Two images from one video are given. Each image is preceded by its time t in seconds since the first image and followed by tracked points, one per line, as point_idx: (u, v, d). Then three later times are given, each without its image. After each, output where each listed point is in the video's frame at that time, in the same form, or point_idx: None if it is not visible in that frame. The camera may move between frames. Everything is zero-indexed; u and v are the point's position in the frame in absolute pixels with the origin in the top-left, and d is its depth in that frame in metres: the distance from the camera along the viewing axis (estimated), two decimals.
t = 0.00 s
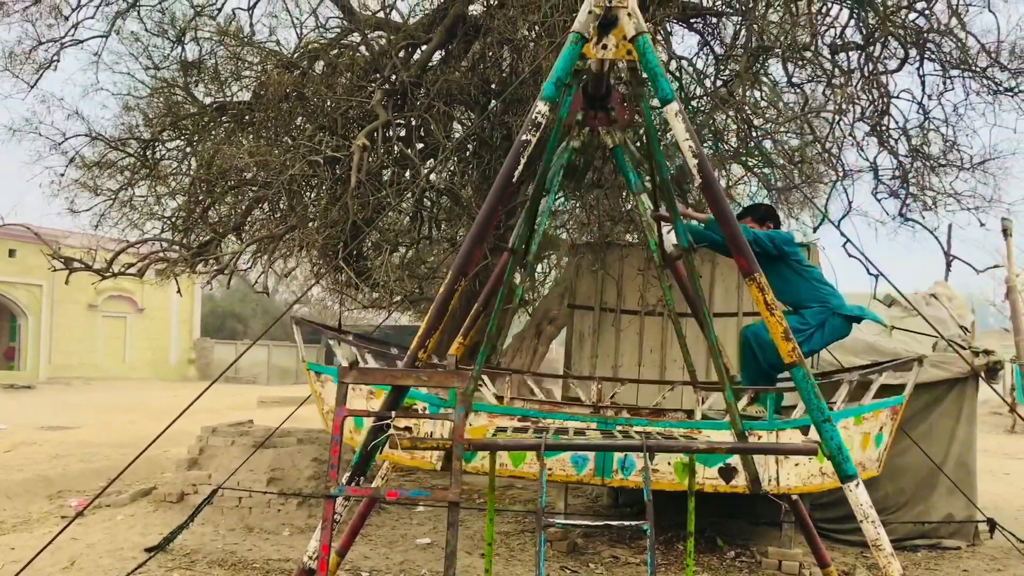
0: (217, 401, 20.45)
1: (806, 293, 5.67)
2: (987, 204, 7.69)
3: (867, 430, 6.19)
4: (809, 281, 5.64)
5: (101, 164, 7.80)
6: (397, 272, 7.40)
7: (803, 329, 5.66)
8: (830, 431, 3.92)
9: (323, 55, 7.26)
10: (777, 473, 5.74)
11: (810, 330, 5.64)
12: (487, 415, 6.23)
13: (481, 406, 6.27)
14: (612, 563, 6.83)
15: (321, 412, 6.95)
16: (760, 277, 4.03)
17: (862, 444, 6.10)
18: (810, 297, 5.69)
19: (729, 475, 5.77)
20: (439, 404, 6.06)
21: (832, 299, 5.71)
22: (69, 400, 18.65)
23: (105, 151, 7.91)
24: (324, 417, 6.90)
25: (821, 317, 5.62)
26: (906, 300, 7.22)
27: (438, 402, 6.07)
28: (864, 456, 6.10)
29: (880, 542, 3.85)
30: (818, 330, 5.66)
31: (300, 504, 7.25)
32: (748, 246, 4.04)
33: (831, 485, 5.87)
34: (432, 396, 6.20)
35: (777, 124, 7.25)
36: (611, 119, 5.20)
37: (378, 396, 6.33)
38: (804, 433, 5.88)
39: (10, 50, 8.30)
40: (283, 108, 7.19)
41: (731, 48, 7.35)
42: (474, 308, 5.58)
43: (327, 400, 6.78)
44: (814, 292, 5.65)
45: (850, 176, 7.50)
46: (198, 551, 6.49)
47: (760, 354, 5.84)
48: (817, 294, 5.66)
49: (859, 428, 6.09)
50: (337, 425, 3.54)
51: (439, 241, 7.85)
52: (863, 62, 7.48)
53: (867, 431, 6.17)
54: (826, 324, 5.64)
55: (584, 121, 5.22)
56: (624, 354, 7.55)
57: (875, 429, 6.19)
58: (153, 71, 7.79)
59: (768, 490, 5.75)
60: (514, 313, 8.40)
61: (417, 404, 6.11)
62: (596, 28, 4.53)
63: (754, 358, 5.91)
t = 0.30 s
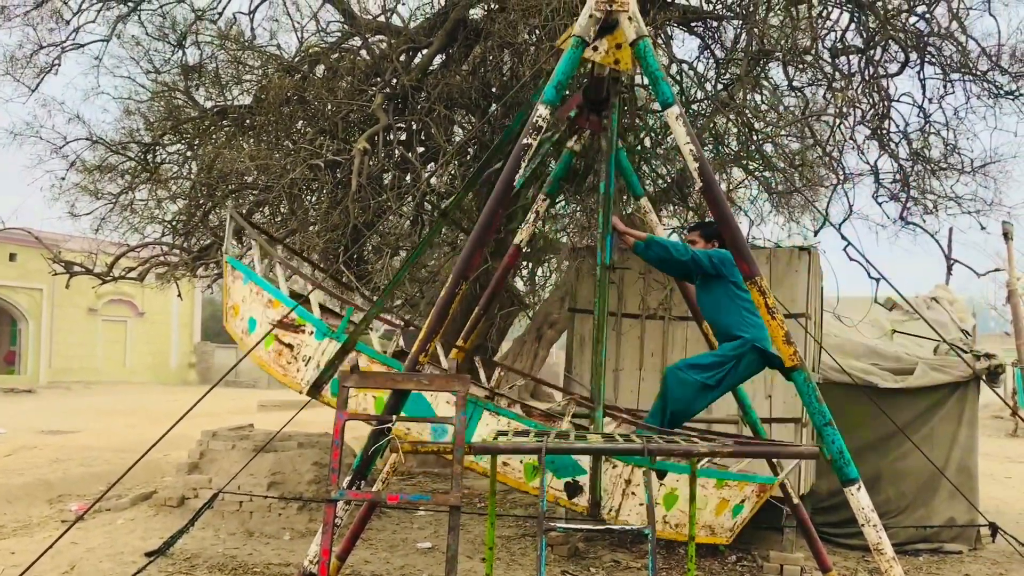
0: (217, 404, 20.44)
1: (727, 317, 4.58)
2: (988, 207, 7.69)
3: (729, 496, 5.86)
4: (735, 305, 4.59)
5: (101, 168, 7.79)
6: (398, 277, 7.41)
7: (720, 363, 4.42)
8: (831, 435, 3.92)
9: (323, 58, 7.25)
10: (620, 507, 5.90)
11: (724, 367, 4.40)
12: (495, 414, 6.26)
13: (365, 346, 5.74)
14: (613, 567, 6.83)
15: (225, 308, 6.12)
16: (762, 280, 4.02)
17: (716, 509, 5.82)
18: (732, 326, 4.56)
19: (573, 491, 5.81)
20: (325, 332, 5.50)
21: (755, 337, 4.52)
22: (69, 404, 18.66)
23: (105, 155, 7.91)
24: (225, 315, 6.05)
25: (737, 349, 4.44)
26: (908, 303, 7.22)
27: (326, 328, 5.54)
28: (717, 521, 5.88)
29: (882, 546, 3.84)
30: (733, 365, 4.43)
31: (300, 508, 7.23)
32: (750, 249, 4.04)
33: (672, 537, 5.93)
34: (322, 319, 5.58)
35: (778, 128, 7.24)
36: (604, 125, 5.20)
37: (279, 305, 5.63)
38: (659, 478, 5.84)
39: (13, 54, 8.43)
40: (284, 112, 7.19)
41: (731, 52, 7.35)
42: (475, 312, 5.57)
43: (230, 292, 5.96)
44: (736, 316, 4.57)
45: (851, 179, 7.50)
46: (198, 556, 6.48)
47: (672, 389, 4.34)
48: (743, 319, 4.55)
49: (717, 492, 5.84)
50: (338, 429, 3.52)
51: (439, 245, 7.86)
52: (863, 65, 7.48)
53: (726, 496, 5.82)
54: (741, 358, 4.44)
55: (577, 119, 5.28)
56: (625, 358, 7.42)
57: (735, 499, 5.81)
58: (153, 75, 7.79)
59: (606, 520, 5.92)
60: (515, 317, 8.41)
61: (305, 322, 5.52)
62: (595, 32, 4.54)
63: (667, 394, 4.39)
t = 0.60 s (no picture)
0: (218, 407, 20.45)
1: (651, 319, 4.24)
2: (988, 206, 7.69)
3: (607, 511, 5.90)
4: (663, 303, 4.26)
5: (102, 172, 7.81)
6: (398, 278, 7.44)
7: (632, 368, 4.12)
8: (832, 434, 3.91)
9: (323, 61, 7.25)
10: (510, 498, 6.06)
11: (634, 371, 4.11)
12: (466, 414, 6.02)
13: (292, 278, 5.52)
14: (615, 568, 6.84)
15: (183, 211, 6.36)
16: (762, 280, 4.02)
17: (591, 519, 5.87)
18: (652, 325, 4.24)
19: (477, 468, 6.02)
20: (258, 253, 5.58)
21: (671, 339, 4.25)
22: (70, 408, 18.67)
23: (105, 159, 7.93)
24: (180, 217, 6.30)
25: (652, 351, 4.16)
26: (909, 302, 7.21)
27: (260, 251, 5.61)
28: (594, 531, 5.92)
29: (884, 545, 3.84)
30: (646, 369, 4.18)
31: (302, 511, 7.24)
32: (749, 249, 4.03)
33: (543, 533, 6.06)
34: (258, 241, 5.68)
35: (777, 128, 7.24)
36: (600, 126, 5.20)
37: (225, 217, 5.81)
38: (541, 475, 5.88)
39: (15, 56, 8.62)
40: (283, 114, 7.20)
41: (730, 52, 7.36)
42: (475, 314, 5.56)
43: (189, 196, 6.22)
44: (657, 313, 4.24)
45: (851, 179, 7.50)
46: (200, 558, 6.49)
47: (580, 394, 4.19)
48: (664, 322, 4.23)
49: (596, 505, 5.85)
50: (338, 431, 3.52)
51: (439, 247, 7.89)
52: (861, 65, 7.48)
53: (604, 511, 5.85)
54: (654, 361, 4.19)
55: (574, 116, 5.34)
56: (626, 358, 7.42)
57: (613, 517, 5.83)
58: (153, 78, 7.80)
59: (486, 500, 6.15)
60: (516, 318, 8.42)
61: (240, 238, 5.64)
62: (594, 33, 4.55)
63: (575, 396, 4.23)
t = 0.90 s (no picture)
0: (218, 408, 20.45)
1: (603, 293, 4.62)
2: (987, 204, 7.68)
3: (590, 510, 6.06)
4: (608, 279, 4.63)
5: (101, 173, 7.81)
6: (397, 278, 7.45)
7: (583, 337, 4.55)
8: (832, 432, 3.91)
9: (321, 61, 7.25)
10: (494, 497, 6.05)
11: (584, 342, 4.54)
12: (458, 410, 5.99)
13: (283, 267, 5.38)
14: (616, 566, 6.84)
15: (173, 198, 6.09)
16: (761, 278, 4.01)
17: (574, 517, 6.02)
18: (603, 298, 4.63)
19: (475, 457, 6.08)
20: (251, 241, 5.42)
21: (613, 309, 4.65)
22: (70, 409, 18.66)
23: (104, 160, 7.93)
24: (172, 203, 5.98)
25: (596, 325, 4.56)
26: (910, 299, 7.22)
27: (252, 240, 5.45)
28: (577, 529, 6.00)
29: (884, 542, 3.84)
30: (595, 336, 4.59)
31: (302, 511, 7.24)
32: (748, 247, 4.02)
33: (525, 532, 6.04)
34: (252, 229, 5.50)
35: (776, 126, 7.23)
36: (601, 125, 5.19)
37: (218, 204, 5.60)
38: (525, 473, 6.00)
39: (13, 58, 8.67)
40: (282, 115, 7.20)
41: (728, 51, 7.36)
42: (475, 313, 5.55)
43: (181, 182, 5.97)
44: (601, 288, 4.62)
45: (850, 177, 7.50)
46: (201, 558, 6.49)
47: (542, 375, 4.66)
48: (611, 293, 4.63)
49: (580, 504, 6.01)
50: (338, 430, 3.52)
51: (439, 247, 7.90)
52: (860, 63, 7.48)
53: (587, 509, 6.02)
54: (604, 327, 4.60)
55: (573, 114, 5.38)
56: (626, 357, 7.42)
57: (596, 515, 5.97)
58: (152, 79, 7.80)
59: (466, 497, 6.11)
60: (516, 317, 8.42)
61: (233, 226, 5.46)
62: (591, 31, 4.54)
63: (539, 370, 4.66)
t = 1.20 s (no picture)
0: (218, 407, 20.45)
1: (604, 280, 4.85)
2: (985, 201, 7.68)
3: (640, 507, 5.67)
4: (610, 268, 4.89)
5: (99, 172, 7.81)
6: (396, 277, 7.45)
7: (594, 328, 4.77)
8: (830, 430, 3.92)
9: (319, 60, 7.26)
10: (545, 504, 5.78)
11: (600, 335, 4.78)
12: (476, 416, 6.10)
13: (309, 298, 5.40)
14: (615, 564, 6.84)
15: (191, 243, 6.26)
16: (759, 276, 4.02)
17: (623, 515, 5.63)
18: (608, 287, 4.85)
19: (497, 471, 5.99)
20: (273, 276, 5.45)
21: (615, 297, 4.88)
22: (69, 408, 18.67)
23: (103, 159, 7.93)
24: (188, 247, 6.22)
25: (601, 310, 4.78)
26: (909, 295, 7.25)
27: (275, 274, 5.49)
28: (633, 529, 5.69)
29: (883, 539, 3.84)
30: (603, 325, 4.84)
31: (302, 510, 7.24)
32: (746, 244, 4.03)
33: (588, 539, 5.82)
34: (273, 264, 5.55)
35: (774, 124, 7.24)
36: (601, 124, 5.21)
37: (235, 242, 5.67)
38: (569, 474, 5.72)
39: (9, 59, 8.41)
40: (281, 113, 7.21)
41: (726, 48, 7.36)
42: (474, 312, 5.56)
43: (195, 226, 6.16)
44: (601, 275, 4.87)
45: (848, 174, 7.51)
46: (201, 558, 6.49)
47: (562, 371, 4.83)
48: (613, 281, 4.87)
49: (627, 501, 5.62)
50: (338, 429, 3.52)
51: (438, 245, 7.91)
52: (858, 60, 7.48)
53: (637, 506, 5.64)
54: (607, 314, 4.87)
55: (571, 115, 5.31)
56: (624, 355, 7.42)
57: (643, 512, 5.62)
58: (150, 78, 7.80)
59: (516, 507, 5.91)
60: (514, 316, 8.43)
61: (255, 263, 5.50)
62: (588, 29, 4.55)
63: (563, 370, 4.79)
